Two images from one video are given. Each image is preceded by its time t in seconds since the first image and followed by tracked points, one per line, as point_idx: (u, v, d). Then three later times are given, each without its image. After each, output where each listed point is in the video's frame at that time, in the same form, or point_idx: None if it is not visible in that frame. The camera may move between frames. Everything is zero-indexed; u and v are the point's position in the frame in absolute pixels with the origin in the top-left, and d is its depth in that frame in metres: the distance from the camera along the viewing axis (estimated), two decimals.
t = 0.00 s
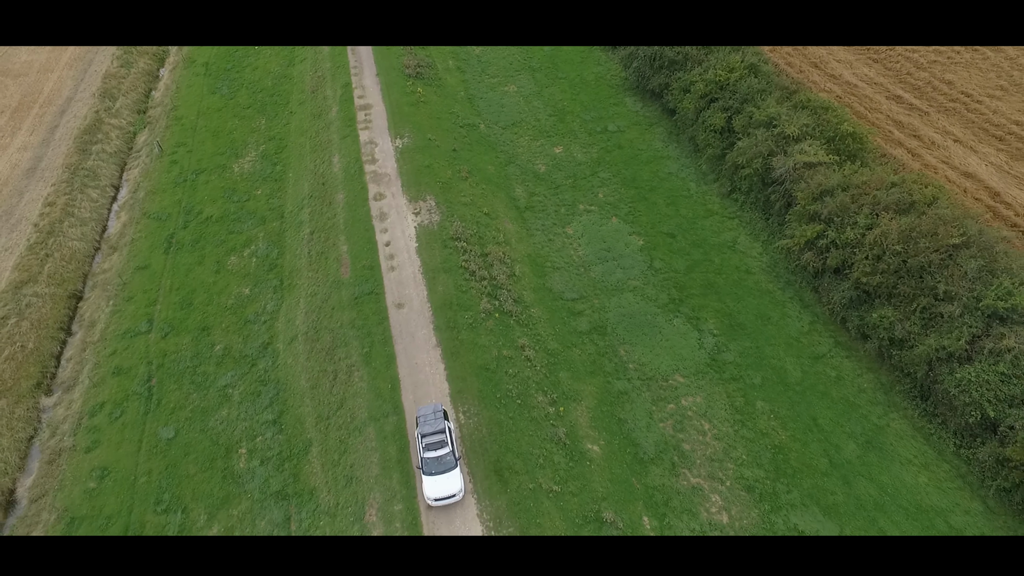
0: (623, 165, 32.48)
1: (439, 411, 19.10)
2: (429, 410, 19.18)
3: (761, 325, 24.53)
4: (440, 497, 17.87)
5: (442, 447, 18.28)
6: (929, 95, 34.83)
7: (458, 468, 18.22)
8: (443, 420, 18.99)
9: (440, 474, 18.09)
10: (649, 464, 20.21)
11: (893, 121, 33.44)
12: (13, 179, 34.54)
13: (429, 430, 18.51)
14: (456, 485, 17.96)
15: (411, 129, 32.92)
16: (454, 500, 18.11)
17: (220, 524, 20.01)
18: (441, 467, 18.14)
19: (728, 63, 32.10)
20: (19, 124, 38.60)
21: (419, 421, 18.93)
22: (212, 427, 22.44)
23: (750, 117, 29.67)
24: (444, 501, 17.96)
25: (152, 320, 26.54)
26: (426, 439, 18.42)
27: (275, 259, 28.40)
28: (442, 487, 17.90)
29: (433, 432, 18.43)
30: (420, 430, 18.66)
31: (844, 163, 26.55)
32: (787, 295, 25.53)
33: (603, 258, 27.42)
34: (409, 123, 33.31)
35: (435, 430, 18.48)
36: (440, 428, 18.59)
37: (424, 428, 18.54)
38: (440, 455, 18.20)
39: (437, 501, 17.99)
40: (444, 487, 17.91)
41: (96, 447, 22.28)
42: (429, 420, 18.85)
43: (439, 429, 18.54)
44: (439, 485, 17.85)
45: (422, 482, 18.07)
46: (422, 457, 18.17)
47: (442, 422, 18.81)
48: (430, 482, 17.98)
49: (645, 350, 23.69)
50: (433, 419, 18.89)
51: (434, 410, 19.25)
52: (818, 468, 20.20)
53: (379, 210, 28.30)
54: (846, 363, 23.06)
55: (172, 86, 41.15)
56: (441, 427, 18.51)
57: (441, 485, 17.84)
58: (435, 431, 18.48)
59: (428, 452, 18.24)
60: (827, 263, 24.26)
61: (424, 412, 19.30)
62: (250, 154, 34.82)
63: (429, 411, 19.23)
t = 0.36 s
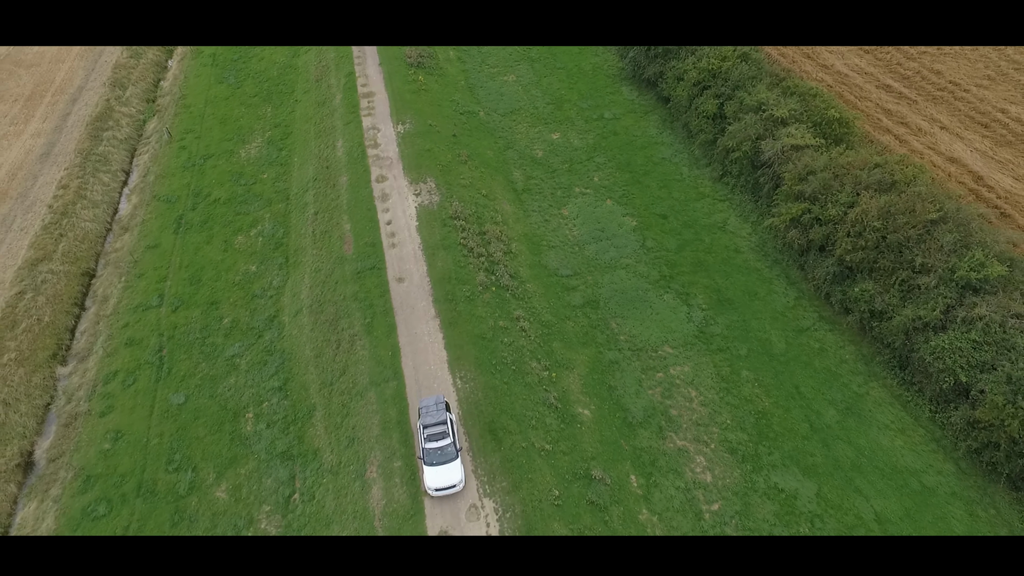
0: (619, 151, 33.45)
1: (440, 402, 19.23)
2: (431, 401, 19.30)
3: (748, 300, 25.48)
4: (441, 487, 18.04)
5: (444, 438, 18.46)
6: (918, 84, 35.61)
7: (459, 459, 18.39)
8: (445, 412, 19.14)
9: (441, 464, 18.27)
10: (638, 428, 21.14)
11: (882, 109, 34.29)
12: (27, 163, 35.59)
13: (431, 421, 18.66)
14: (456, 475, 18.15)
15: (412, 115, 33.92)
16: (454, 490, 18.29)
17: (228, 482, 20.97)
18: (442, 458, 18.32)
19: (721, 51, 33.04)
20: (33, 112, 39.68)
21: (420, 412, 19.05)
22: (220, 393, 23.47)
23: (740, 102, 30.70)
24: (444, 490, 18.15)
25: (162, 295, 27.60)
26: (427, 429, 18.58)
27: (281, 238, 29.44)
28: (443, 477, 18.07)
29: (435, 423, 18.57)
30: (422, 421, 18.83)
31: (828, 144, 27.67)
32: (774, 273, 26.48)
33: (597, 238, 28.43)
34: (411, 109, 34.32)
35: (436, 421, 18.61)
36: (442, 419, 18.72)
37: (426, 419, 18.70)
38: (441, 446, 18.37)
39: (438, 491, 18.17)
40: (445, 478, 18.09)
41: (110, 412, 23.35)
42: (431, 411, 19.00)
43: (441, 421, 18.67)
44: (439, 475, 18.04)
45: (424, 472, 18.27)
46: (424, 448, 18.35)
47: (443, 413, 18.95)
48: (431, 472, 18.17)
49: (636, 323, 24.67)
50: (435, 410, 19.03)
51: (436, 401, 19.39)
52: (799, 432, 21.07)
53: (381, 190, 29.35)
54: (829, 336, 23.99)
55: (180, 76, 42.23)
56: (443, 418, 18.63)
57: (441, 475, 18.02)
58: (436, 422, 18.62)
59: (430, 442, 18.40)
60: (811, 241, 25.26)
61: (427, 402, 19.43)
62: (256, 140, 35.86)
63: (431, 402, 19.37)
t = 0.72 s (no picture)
0: (651, 138, 34.12)
1: (468, 385, 19.64)
2: (459, 382, 19.71)
3: (770, 284, 26.00)
4: (464, 467, 18.28)
5: (469, 420, 18.79)
6: (959, 83, 35.34)
7: (482, 441, 18.61)
8: (472, 394, 19.53)
9: (465, 445, 18.52)
10: (653, 397, 21.91)
11: (919, 107, 34.17)
12: (90, 133, 37.87)
13: (458, 401, 19.07)
14: (480, 456, 18.38)
15: (451, 97, 35.15)
16: (478, 472, 18.52)
17: (264, 426, 22.43)
18: (467, 439, 18.58)
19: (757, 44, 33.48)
20: (96, 86, 42.08)
21: (448, 392, 19.47)
22: (261, 347, 25.02)
23: (773, 94, 31.18)
24: (467, 471, 18.38)
25: (210, 257, 29.34)
26: (454, 410, 18.97)
27: (322, 209, 30.96)
28: (466, 457, 18.33)
29: (461, 404, 18.97)
30: (449, 401, 19.25)
31: (858, 135, 27.98)
32: (798, 259, 26.89)
33: (624, 219, 29.24)
34: (450, 92, 35.55)
35: (463, 402, 19.02)
36: (468, 401, 19.09)
37: (453, 400, 19.12)
38: (466, 426, 18.69)
39: (461, 471, 18.41)
40: (468, 458, 18.34)
41: (159, 358, 25.12)
42: (458, 393, 19.41)
43: (467, 402, 19.07)
44: (463, 455, 18.29)
45: (448, 452, 18.54)
46: (449, 427, 18.71)
47: (470, 395, 19.36)
48: (456, 452, 18.44)
49: (658, 300, 25.43)
50: (462, 392, 19.45)
51: (463, 383, 19.83)
52: (812, 410, 21.52)
53: (419, 167, 30.67)
54: (848, 321, 24.35)
55: (233, 57, 44.24)
56: (469, 400, 19.01)
57: (465, 454, 18.27)
58: (463, 403, 19.01)
59: (455, 423, 18.75)
60: (836, 228, 25.71)
61: (454, 384, 19.90)
62: (302, 117, 37.52)
63: (459, 384, 19.81)
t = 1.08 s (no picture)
0: (700, 129, 34.58)
1: (505, 365, 20.08)
2: (497, 362, 20.15)
3: (808, 272, 26.26)
4: (498, 445, 18.75)
5: (505, 399, 19.18)
6: None
7: (516, 421, 19.00)
8: (509, 375, 19.93)
9: (500, 423, 18.94)
10: (682, 369, 22.59)
11: (979, 109, 33.52)
12: (169, 101, 40.57)
13: (495, 380, 19.49)
14: (514, 435, 18.80)
15: (506, 81, 36.37)
16: (511, 450, 18.97)
17: (313, 371, 24.10)
18: (502, 418, 18.99)
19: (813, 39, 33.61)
20: (176, 58, 44.90)
21: (486, 371, 19.94)
22: (314, 301, 26.74)
23: (826, 88, 31.29)
24: (501, 449, 18.84)
25: (272, 218, 31.33)
26: (490, 389, 19.41)
27: (377, 179, 32.61)
28: (501, 435, 18.77)
29: (498, 383, 19.37)
30: (486, 380, 19.67)
31: (910, 131, 27.95)
32: (839, 251, 27.02)
33: (667, 203, 29.89)
34: (505, 76, 36.77)
35: (500, 381, 19.42)
36: (505, 381, 19.51)
37: (490, 379, 19.53)
38: (502, 406, 19.09)
39: (495, 448, 18.88)
40: (502, 436, 18.78)
41: (222, 305, 27.15)
42: (496, 372, 19.83)
43: (504, 382, 19.47)
44: (498, 432, 18.73)
45: (483, 429, 18.99)
46: (485, 405, 19.13)
47: (507, 376, 19.74)
48: (490, 429, 18.89)
49: (694, 281, 26.03)
50: (499, 371, 19.87)
51: (501, 363, 20.25)
52: (840, 393, 21.81)
53: (471, 144, 31.98)
54: (885, 312, 24.43)
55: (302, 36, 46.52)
56: (506, 380, 19.43)
57: (500, 432, 18.70)
58: (499, 383, 19.42)
59: (491, 401, 19.17)
60: (879, 220, 25.77)
61: (492, 364, 20.33)
62: (363, 95, 39.33)
63: (497, 363, 20.24)
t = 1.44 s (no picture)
0: (766, 122, 34.68)
1: (555, 346, 20.51)
2: (547, 342, 20.60)
3: (864, 265, 26.23)
4: (543, 423, 19.25)
5: (553, 378, 19.64)
6: None
7: (562, 401, 19.50)
8: (558, 355, 20.33)
9: (546, 401, 19.48)
10: (727, 345, 23.15)
11: None
12: (260, 71, 43.40)
13: (543, 359, 19.92)
14: (558, 414, 19.30)
15: (576, 66, 37.37)
16: (555, 428, 19.46)
17: (375, 320, 25.83)
18: (548, 396, 19.52)
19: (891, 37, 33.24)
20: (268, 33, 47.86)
21: (535, 350, 20.41)
22: (380, 258, 28.52)
23: (901, 87, 30.96)
24: (545, 427, 19.35)
25: (346, 182, 33.39)
26: (539, 367, 19.86)
27: (446, 152, 34.22)
28: (546, 413, 19.28)
29: (547, 362, 19.80)
30: (535, 358, 20.14)
31: (985, 131, 27.49)
32: (899, 247, 26.80)
33: (727, 191, 30.28)
34: (576, 62, 37.77)
35: (549, 360, 19.85)
36: (553, 361, 19.94)
37: (539, 358, 19.98)
38: (549, 385, 19.61)
39: (539, 426, 19.38)
40: (547, 413, 19.29)
41: (296, 256, 29.29)
42: (545, 352, 20.25)
43: (552, 361, 19.88)
44: (543, 410, 19.26)
45: (529, 406, 19.54)
46: (533, 382, 19.67)
47: (556, 356, 20.14)
48: (536, 406, 19.44)
49: (747, 265, 26.42)
50: (548, 351, 20.28)
51: (551, 344, 20.66)
52: (885, 380, 21.95)
53: (538, 123, 33.17)
54: (942, 309, 24.20)
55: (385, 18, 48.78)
56: (555, 359, 19.84)
57: (545, 410, 19.22)
58: (548, 362, 19.83)
59: (539, 379, 19.68)
60: (943, 216, 25.47)
61: (542, 344, 20.78)
62: (438, 74, 41.06)
63: (547, 343, 20.67)
